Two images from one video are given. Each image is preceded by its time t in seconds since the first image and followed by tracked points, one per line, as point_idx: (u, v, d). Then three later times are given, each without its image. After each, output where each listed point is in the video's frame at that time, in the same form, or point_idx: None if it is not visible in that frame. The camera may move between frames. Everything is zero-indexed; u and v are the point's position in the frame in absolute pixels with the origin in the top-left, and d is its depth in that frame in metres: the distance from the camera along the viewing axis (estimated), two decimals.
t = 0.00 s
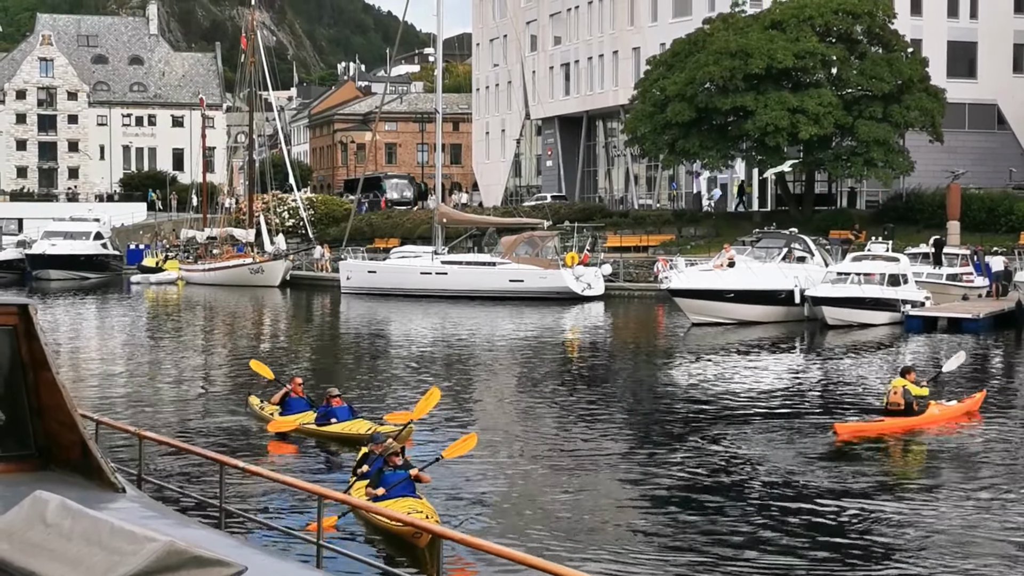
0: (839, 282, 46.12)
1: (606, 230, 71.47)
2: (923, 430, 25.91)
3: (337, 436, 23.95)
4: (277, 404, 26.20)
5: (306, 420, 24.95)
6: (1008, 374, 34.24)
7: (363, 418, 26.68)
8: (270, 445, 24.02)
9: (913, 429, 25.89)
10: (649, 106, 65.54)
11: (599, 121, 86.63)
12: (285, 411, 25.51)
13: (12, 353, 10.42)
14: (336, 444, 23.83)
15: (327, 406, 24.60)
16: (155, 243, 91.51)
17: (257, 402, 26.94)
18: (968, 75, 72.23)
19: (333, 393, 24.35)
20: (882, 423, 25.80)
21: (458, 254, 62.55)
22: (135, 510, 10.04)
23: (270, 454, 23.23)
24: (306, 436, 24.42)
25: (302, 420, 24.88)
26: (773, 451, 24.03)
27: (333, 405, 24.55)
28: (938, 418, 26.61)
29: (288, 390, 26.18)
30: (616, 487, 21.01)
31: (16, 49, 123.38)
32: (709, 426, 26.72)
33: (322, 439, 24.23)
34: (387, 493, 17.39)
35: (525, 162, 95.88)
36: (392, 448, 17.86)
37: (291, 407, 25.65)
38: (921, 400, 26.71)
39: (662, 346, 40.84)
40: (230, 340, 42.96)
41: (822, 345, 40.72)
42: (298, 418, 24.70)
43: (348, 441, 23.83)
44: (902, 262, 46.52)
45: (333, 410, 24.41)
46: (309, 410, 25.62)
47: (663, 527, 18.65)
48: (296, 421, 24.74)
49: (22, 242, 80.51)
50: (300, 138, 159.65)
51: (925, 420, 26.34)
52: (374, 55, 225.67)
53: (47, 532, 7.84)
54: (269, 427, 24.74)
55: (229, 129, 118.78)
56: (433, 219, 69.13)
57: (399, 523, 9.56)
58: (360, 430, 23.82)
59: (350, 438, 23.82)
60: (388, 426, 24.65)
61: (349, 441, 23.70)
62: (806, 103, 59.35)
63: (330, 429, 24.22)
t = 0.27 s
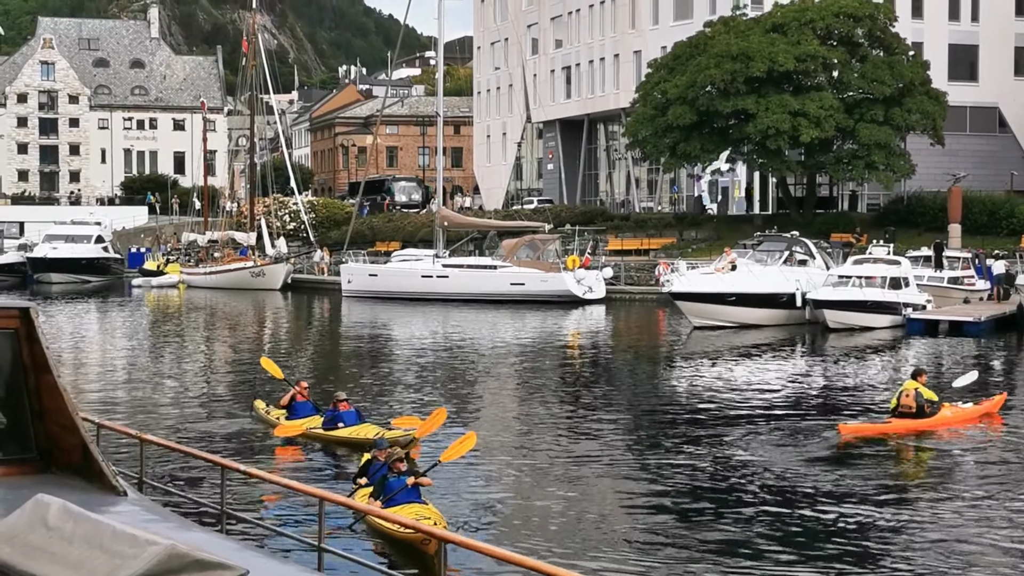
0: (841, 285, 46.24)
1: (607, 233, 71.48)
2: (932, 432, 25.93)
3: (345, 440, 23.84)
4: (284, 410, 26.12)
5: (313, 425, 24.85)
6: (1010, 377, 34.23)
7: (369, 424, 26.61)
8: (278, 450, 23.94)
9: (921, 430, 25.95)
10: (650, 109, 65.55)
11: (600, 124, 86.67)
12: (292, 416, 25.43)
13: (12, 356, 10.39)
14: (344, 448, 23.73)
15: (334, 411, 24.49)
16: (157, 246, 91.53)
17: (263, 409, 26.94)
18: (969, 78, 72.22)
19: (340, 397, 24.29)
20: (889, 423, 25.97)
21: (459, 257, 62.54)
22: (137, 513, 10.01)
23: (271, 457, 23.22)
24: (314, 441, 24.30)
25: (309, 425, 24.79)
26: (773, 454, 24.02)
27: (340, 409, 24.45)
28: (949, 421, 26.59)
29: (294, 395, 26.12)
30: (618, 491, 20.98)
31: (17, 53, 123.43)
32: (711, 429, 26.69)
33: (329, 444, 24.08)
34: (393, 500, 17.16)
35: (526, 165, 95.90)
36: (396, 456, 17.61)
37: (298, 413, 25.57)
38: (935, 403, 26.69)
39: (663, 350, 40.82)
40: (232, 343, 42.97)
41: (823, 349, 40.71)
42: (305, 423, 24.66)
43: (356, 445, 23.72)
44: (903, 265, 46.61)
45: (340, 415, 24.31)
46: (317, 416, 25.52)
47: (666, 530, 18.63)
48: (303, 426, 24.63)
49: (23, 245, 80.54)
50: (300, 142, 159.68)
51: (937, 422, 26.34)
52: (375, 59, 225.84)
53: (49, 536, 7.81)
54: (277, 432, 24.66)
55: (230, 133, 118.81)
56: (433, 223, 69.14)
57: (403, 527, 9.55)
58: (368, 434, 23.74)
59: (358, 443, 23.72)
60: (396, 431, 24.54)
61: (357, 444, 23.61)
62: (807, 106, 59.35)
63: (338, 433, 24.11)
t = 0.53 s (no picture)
0: (842, 287, 46.23)
1: (609, 235, 71.50)
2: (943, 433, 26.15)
3: (352, 443, 23.85)
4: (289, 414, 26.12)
5: (320, 427, 24.88)
6: (1011, 379, 34.23)
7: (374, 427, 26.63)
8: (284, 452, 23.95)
9: (931, 430, 26.14)
10: (651, 112, 65.57)
11: (601, 127, 86.73)
12: (299, 420, 25.45)
13: (13, 358, 10.41)
14: (351, 451, 23.73)
15: (341, 414, 24.52)
16: (158, 249, 91.56)
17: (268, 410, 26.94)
18: (971, 80, 72.20)
19: (348, 401, 24.30)
20: (899, 424, 26.22)
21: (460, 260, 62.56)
22: (138, 514, 10.02)
23: (272, 459, 23.25)
24: (321, 444, 24.29)
25: (316, 429, 24.81)
26: (772, 456, 24.06)
27: (347, 412, 24.47)
28: (962, 421, 26.73)
29: (300, 398, 26.15)
30: (618, 493, 21.00)
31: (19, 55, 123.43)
32: (712, 431, 26.70)
33: (336, 447, 24.09)
34: (398, 505, 17.13)
35: (527, 167, 95.92)
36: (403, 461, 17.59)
37: (304, 416, 25.58)
38: (947, 404, 26.83)
39: (664, 352, 40.83)
40: (233, 345, 43.01)
41: (824, 351, 40.75)
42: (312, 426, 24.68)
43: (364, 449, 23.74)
44: (904, 267, 46.57)
45: (348, 418, 24.35)
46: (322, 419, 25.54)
47: (665, 532, 18.65)
48: (310, 429, 24.64)
49: (24, 248, 80.60)
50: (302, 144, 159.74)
51: (948, 422, 26.51)
52: (376, 61, 226.02)
53: (50, 537, 7.83)
54: (284, 436, 24.68)
55: (231, 135, 118.80)
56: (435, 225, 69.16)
57: (403, 530, 9.55)
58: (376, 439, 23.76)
59: (366, 447, 23.72)
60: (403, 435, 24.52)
61: (364, 447, 23.63)
62: (808, 109, 59.35)
63: (345, 437, 24.13)
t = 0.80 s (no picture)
0: (843, 289, 46.16)
1: (610, 237, 71.47)
2: (955, 431, 26.33)
3: (359, 446, 23.56)
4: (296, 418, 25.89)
5: (327, 431, 24.65)
6: (1012, 381, 34.17)
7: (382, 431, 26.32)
8: (290, 455, 23.71)
9: (943, 429, 26.31)
10: (652, 113, 65.60)
11: (601, 128, 86.71)
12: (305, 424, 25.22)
13: (14, 360, 10.39)
14: (358, 454, 23.44)
15: (348, 417, 24.27)
16: (158, 251, 91.57)
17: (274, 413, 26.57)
18: (971, 82, 72.19)
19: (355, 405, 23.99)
20: (911, 423, 26.42)
21: (461, 262, 62.54)
22: (139, 517, 10.00)
23: (272, 462, 23.18)
24: (327, 447, 24.05)
25: (322, 432, 24.57)
26: (773, 457, 24.04)
27: (354, 416, 24.22)
28: (976, 421, 26.85)
29: (306, 402, 25.93)
30: (620, 495, 20.93)
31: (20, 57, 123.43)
32: (713, 433, 26.64)
33: (342, 450, 23.82)
34: (404, 512, 16.89)
35: (528, 169, 95.88)
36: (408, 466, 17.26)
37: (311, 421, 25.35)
38: (959, 405, 27.02)
39: (665, 354, 40.80)
40: (234, 347, 42.99)
41: (825, 353, 40.68)
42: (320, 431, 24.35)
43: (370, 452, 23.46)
44: (905, 269, 46.33)
45: (354, 422, 24.09)
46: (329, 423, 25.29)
47: (667, 534, 18.59)
48: (318, 433, 24.42)
49: (25, 249, 80.57)
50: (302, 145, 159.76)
51: (961, 421, 26.66)
52: (377, 63, 226.07)
53: (51, 539, 7.81)
54: (291, 439, 24.46)
55: (232, 137, 118.81)
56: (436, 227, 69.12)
57: (405, 532, 9.52)
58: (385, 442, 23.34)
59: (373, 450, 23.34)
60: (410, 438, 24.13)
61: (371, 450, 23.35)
62: (809, 110, 59.33)
63: (352, 440, 23.85)
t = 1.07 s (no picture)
0: (844, 292, 46.06)
1: (611, 240, 71.46)
2: (967, 432, 26.45)
3: (367, 452, 23.22)
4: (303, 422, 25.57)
5: (335, 436, 24.27)
6: (1014, 385, 34.12)
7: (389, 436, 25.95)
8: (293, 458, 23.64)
9: (954, 430, 26.43)
10: (654, 117, 65.62)
11: (603, 132, 86.74)
12: (313, 428, 24.89)
13: (15, 364, 10.39)
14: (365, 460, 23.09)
15: (356, 422, 23.94)
16: (160, 255, 91.60)
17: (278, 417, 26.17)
18: (973, 85, 72.18)
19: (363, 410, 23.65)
20: (923, 425, 26.63)
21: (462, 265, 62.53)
22: (141, 520, 9.98)
23: (274, 466, 23.11)
24: (334, 453, 23.72)
25: (331, 437, 24.20)
26: (775, 461, 24.03)
27: (362, 420, 23.90)
28: (990, 422, 26.93)
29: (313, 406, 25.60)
30: (621, 498, 20.91)
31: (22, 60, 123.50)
32: (715, 437, 26.57)
33: (350, 456, 23.47)
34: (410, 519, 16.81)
35: (529, 173, 95.87)
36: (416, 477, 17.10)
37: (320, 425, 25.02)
38: (972, 407, 27.14)
39: (667, 357, 40.79)
40: (236, 351, 42.97)
41: (827, 356, 40.61)
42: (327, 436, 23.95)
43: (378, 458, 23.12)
44: (907, 273, 46.08)
45: (362, 426, 23.76)
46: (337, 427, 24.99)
47: (669, 539, 18.54)
48: (325, 438, 24.08)
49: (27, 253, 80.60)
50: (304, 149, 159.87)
51: (975, 423, 26.71)
52: (378, 67, 226.16)
53: (52, 543, 7.81)
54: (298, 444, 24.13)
55: (234, 140, 118.87)
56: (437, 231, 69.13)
57: (408, 535, 9.51)
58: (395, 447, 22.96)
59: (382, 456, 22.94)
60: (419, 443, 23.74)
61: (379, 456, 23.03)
62: (811, 114, 59.33)
63: (359, 445, 23.50)
